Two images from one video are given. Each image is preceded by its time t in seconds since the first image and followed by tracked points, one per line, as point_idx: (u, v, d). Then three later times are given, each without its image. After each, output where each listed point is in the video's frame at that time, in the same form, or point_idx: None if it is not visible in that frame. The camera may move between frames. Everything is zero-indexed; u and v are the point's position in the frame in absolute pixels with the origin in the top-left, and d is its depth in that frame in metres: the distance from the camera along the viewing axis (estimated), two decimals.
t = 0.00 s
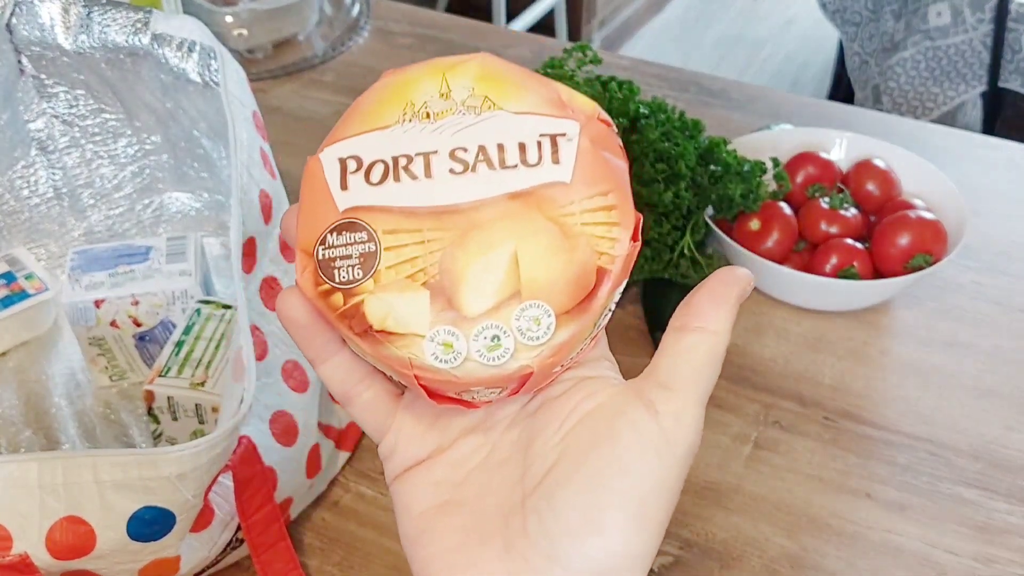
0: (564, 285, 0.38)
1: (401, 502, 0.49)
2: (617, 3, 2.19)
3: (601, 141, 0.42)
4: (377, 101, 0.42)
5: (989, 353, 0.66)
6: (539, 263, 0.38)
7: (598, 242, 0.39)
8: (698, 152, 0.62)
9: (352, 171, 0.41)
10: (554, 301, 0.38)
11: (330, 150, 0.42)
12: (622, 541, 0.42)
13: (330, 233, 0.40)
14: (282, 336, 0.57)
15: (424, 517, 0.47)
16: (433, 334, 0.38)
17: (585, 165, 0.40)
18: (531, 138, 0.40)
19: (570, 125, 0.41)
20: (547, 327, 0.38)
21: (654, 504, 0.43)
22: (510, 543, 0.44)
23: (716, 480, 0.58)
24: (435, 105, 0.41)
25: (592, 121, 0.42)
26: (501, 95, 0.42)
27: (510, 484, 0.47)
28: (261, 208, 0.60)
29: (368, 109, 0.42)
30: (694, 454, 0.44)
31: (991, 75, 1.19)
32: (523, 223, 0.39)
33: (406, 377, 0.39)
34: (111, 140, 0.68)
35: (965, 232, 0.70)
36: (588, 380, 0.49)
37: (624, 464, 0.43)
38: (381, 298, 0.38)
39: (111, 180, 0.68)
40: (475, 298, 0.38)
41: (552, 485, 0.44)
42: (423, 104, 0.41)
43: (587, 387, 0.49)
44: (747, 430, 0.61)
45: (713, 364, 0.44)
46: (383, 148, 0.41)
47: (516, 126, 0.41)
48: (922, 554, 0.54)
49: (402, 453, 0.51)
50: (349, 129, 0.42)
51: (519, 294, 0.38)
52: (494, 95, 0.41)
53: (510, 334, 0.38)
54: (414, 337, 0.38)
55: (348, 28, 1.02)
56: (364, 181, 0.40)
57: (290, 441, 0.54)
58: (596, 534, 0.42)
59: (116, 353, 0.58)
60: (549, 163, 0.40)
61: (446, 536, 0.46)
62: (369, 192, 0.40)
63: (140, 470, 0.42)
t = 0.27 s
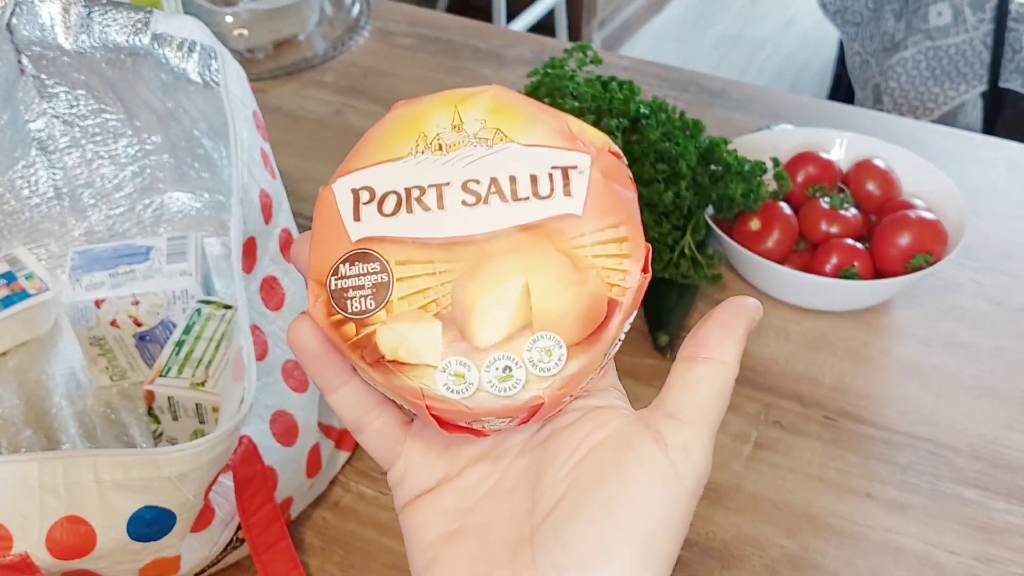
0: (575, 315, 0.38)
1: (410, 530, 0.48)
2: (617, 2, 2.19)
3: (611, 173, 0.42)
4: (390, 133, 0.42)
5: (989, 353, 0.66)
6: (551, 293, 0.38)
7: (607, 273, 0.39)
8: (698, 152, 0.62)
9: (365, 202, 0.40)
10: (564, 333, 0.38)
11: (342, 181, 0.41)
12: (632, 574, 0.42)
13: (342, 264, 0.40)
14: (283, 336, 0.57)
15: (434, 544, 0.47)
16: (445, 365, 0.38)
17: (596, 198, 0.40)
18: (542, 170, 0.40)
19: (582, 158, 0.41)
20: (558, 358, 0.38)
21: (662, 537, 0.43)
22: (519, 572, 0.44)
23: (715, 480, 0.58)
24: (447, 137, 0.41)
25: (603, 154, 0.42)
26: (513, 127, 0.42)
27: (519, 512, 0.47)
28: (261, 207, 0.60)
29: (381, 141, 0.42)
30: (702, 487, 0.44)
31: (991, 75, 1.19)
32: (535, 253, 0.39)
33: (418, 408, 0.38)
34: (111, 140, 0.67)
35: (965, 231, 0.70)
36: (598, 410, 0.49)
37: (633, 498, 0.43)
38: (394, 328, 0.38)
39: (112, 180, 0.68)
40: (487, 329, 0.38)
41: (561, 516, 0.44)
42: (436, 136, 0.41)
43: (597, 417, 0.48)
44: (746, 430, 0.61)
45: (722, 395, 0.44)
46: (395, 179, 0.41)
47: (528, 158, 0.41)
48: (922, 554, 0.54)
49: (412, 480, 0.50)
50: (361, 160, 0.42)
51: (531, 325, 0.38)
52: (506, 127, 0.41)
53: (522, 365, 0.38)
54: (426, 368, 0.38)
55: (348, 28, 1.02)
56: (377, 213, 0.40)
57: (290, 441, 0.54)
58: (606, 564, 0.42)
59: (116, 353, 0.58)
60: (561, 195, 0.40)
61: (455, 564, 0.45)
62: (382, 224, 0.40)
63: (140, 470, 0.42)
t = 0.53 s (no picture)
0: (575, 311, 0.38)
1: (411, 527, 0.48)
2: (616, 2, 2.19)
3: (611, 171, 0.42)
4: (391, 133, 0.42)
5: (989, 352, 0.66)
6: (552, 289, 0.38)
7: (607, 269, 0.39)
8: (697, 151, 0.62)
9: (366, 200, 0.40)
10: (564, 329, 0.38)
11: (343, 180, 0.42)
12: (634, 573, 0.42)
13: (344, 261, 0.40)
14: (282, 336, 0.57)
15: (435, 541, 0.47)
16: (446, 359, 0.38)
17: (597, 195, 0.40)
18: (543, 168, 0.40)
19: (583, 156, 0.41)
20: (558, 353, 0.38)
21: (662, 535, 0.43)
22: (521, 571, 0.43)
23: (715, 479, 0.58)
24: (449, 135, 0.42)
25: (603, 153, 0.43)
26: (514, 125, 0.42)
27: (519, 511, 0.47)
28: (261, 207, 0.60)
29: (383, 140, 0.42)
30: (701, 485, 0.44)
31: (991, 75, 1.19)
32: (535, 250, 0.39)
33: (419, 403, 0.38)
34: (110, 139, 0.67)
35: (965, 231, 0.70)
36: (599, 408, 0.49)
37: (634, 497, 0.43)
38: (396, 324, 0.38)
39: (111, 180, 0.68)
40: (487, 324, 0.38)
41: (563, 515, 0.44)
42: (437, 134, 0.41)
43: (599, 414, 0.48)
44: (746, 430, 0.61)
45: (722, 393, 0.44)
46: (396, 177, 0.41)
47: (529, 155, 0.41)
48: (922, 554, 0.54)
49: (413, 477, 0.50)
50: (362, 159, 0.42)
51: (531, 320, 0.38)
52: (507, 126, 0.42)
53: (522, 360, 0.38)
54: (428, 363, 0.38)
55: (348, 28, 1.02)
56: (379, 210, 0.40)
57: (290, 441, 0.53)
58: (607, 563, 0.42)
59: (115, 353, 0.57)
60: (562, 193, 0.40)
61: (456, 562, 0.45)
62: (383, 220, 0.40)
63: (140, 469, 0.42)
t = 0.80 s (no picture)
0: (561, 297, 0.38)
1: (399, 519, 0.48)
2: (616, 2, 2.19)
3: (600, 160, 0.41)
4: (380, 121, 0.42)
5: (989, 352, 0.66)
6: (538, 276, 0.38)
7: (595, 257, 0.39)
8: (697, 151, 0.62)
9: (354, 187, 0.41)
10: (551, 315, 0.38)
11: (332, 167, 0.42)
12: (624, 568, 0.42)
13: (331, 247, 0.40)
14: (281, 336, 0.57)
15: (424, 533, 0.46)
16: (431, 346, 0.38)
17: (585, 182, 0.40)
18: (531, 155, 0.40)
19: (571, 144, 0.41)
20: (544, 340, 0.38)
21: (651, 531, 0.43)
22: (512, 567, 0.43)
23: (715, 479, 0.58)
24: (438, 123, 0.42)
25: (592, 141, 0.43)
26: (503, 114, 0.42)
27: (509, 506, 0.46)
28: (261, 207, 0.60)
29: (371, 128, 0.42)
30: (691, 480, 0.44)
31: (990, 75, 1.19)
32: (522, 237, 0.39)
33: (406, 392, 0.38)
34: (110, 139, 0.67)
35: (965, 231, 0.70)
36: (587, 401, 0.49)
37: (624, 491, 0.43)
38: (382, 309, 0.38)
39: (111, 179, 0.68)
40: (474, 310, 0.38)
41: (553, 509, 0.44)
42: (426, 122, 0.42)
43: (590, 407, 0.48)
44: (746, 429, 0.61)
45: (713, 387, 0.44)
46: (384, 164, 0.41)
47: (517, 143, 0.41)
48: (921, 553, 0.54)
49: (401, 468, 0.49)
50: (350, 147, 0.42)
51: (517, 306, 0.38)
52: (495, 114, 0.42)
53: (508, 347, 0.38)
54: (413, 349, 0.38)
55: (348, 27, 1.02)
56: (367, 196, 0.40)
57: (289, 440, 0.53)
58: (598, 559, 0.42)
59: (115, 353, 0.57)
60: (549, 180, 0.40)
61: (446, 558, 0.45)
62: (370, 207, 0.40)
63: (139, 469, 0.42)
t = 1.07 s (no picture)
0: (555, 293, 0.38)
1: (390, 517, 0.47)
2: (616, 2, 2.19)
3: (592, 156, 0.42)
4: (372, 115, 0.42)
5: (988, 352, 0.66)
6: (531, 272, 0.38)
7: (589, 253, 0.39)
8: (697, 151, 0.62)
9: (346, 181, 0.40)
10: (544, 312, 0.38)
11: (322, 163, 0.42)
12: (616, 564, 0.42)
13: (323, 242, 0.40)
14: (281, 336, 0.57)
15: (416, 530, 0.46)
16: (425, 342, 0.37)
17: (577, 177, 0.40)
18: (523, 151, 0.40)
19: (563, 141, 0.41)
20: (537, 337, 0.38)
21: (645, 529, 0.43)
22: (503, 562, 0.43)
23: (715, 479, 0.58)
24: (430, 119, 0.42)
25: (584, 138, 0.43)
26: (495, 110, 0.42)
27: (502, 502, 0.46)
28: (261, 207, 0.60)
29: (362, 123, 0.42)
30: (685, 480, 0.44)
31: (990, 75, 1.19)
32: (515, 233, 0.39)
33: (397, 388, 0.38)
34: (110, 139, 0.67)
35: (965, 230, 0.70)
36: (577, 400, 0.49)
37: (617, 488, 0.43)
38: (374, 305, 0.38)
39: (111, 179, 0.68)
40: (467, 305, 0.38)
41: (545, 505, 0.44)
42: (418, 118, 0.42)
43: (583, 405, 0.48)
44: (745, 429, 0.61)
45: (707, 386, 0.45)
46: (376, 159, 0.41)
47: (510, 139, 0.41)
48: (920, 553, 0.54)
49: (391, 466, 0.49)
50: (341, 142, 0.42)
51: (511, 303, 0.38)
52: (488, 110, 0.42)
53: (501, 343, 0.38)
54: (406, 345, 0.38)
55: (348, 27, 1.02)
56: (358, 191, 0.40)
57: (289, 440, 0.53)
58: (590, 554, 0.42)
59: (115, 353, 0.58)
60: (543, 176, 0.40)
61: (437, 553, 0.44)
62: (363, 202, 0.40)
63: (139, 469, 0.42)
